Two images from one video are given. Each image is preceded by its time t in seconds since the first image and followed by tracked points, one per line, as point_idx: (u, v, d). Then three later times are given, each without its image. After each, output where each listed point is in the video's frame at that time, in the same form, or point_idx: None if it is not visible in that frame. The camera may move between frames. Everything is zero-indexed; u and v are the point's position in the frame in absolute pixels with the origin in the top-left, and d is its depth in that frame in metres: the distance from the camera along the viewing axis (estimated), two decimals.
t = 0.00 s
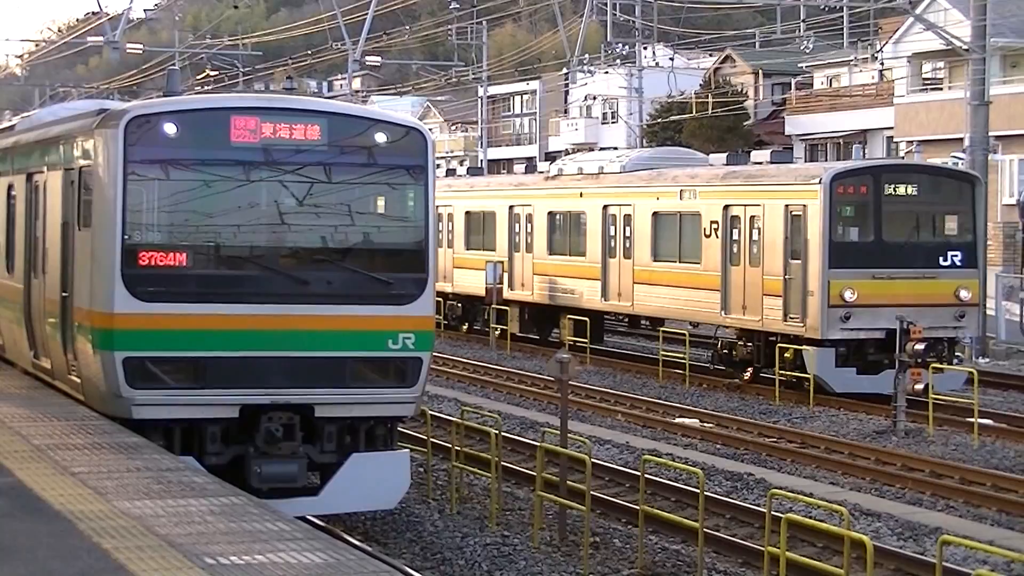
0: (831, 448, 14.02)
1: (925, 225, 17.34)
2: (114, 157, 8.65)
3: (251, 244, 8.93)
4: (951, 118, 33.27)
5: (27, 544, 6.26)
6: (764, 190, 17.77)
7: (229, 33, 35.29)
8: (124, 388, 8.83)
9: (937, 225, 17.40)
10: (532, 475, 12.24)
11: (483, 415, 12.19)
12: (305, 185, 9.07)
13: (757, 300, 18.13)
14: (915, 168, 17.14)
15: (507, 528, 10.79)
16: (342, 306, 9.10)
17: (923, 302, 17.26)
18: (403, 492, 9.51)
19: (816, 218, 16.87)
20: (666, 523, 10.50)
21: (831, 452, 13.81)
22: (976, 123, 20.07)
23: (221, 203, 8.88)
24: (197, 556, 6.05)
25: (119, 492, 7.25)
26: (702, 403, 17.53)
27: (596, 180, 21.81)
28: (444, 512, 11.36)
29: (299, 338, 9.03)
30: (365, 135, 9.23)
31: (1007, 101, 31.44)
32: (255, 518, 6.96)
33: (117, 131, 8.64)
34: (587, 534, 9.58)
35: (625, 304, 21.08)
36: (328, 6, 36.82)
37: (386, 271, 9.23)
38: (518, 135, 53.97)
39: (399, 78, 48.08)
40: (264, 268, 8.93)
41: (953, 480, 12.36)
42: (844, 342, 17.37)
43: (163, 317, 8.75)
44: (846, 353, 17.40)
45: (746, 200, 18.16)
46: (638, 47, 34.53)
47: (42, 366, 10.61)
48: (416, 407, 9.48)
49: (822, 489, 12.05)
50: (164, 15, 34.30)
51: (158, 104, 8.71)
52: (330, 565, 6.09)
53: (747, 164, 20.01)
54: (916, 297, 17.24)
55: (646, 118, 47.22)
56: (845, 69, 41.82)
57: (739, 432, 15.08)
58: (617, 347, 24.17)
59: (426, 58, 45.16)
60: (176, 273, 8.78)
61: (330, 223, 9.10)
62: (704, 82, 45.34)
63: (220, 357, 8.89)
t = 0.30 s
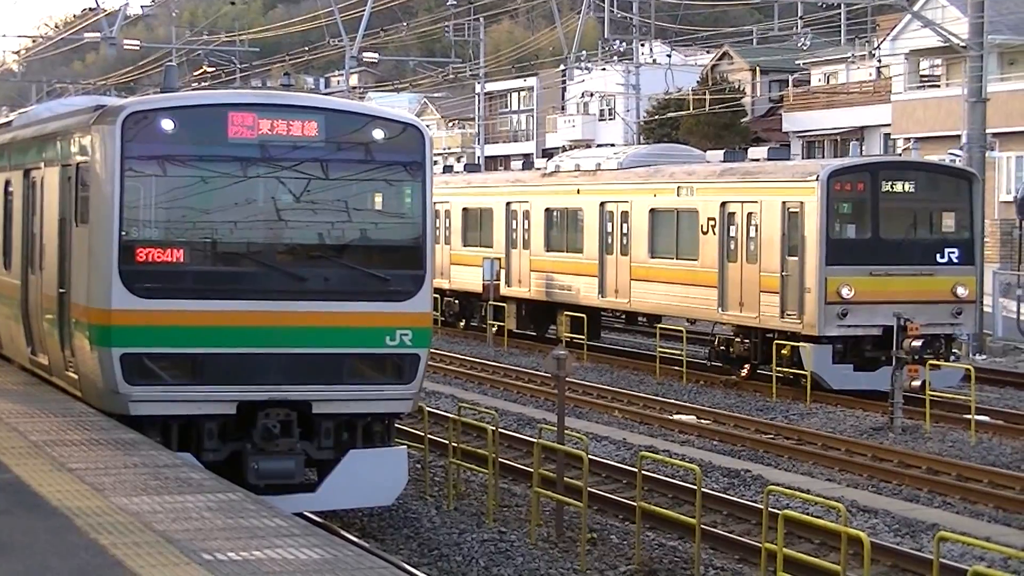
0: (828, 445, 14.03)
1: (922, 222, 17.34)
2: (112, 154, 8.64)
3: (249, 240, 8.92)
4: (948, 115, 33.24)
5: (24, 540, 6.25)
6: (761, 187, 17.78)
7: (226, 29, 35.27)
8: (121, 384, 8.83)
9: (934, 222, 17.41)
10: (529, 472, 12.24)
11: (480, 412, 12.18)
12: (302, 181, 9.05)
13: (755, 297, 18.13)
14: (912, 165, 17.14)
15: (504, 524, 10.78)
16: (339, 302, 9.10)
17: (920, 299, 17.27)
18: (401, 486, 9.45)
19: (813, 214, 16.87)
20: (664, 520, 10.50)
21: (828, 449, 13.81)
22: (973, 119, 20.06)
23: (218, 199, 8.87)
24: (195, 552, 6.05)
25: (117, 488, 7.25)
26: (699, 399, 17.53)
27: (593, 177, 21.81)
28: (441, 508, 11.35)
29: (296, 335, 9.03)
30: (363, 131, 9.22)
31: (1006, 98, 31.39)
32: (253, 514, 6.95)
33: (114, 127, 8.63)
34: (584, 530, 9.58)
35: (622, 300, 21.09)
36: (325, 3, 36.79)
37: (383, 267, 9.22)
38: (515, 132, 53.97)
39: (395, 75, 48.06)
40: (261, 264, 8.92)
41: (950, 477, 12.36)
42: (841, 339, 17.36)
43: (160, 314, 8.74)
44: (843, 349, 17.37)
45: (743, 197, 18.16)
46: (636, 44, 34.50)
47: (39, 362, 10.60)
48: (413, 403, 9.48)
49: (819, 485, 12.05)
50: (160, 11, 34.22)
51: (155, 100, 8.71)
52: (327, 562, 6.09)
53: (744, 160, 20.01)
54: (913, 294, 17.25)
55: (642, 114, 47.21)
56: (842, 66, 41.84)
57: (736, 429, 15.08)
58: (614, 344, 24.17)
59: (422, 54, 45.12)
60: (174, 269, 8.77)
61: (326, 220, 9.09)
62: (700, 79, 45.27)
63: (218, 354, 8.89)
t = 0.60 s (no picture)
0: (831, 442, 14.02)
1: (925, 219, 17.33)
2: (115, 151, 8.64)
3: (252, 238, 8.92)
4: (950, 111, 33.23)
5: (26, 537, 6.25)
6: (764, 184, 17.76)
7: (228, 26, 35.29)
8: (124, 382, 8.83)
9: (936, 219, 17.39)
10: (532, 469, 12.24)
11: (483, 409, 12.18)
12: (306, 178, 9.05)
13: (757, 294, 18.12)
14: (914, 162, 17.12)
15: (506, 522, 10.79)
16: (343, 299, 9.10)
17: (922, 296, 17.24)
18: (404, 484, 9.45)
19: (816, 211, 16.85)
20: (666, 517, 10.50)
21: (831, 447, 13.80)
22: (975, 117, 20.04)
23: (221, 196, 8.87)
24: (197, 549, 6.04)
25: (119, 485, 7.25)
26: (701, 397, 17.52)
27: (596, 173, 21.80)
28: (443, 506, 11.35)
29: (298, 332, 9.03)
30: (366, 129, 9.22)
31: (1008, 94, 31.36)
32: (255, 511, 6.94)
33: (118, 124, 8.63)
34: (586, 528, 9.58)
35: (625, 298, 21.08)
36: None
37: (386, 264, 9.22)
38: (518, 129, 53.97)
39: (398, 71, 48.06)
40: (264, 261, 8.93)
41: (953, 475, 12.35)
42: (844, 336, 17.34)
43: (164, 311, 8.75)
44: (845, 347, 17.35)
45: (746, 194, 18.15)
46: (638, 41, 34.47)
47: (43, 360, 10.60)
48: (417, 401, 9.48)
49: (821, 483, 12.05)
50: (163, 8, 34.22)
51: (159, 97, 8.71)
52: (330, 559, 6.08)
53: (746, 158, 20.00)
54: (915, 291, 17.23)
55: (645, 111, 47.18)
56: (844, 63, 41.82)
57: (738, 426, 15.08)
58: (617, 341, 24.17)
59: (425, 51, 45.09)
60: (177, 266, 8.77)
61: (329, 217, 9.08)
62: (703, 76, 45.25)
63: (221, 351, 8.88)
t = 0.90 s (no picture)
0: (833, 445, 14.02)
1: (927, 222, 17.34)
2: (119, 153, 8.64)
3: (256, 240, 8.92)
4: (952, 114, 33.27)
5: (28, 539, 6.26)
6: (766, 187, 17.76)
7: (230, 29, 35.27)
8: (128, 385, 8.85)
9: (939, 222, 17.40)
10: (534, 472, 12.25)
11: (485, 412, 12.18)
12: (310, 181, 9.06)
13: (759, 297, 18.11)
14: (916, 164, 17.13)
15: (508, 524, 10.79)
16: (347, 302, 9.10)
17: (924, 299, 17.25)
18: (408, 489, 9.52)
19: (818, 213, 16.85)
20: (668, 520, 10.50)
21: (833, 449, 13.81)
22: (978, 119, 20.04)
23: (225, 199, 8.87)
24: (200, 552, 6.05)
25: (122, 488, 7.26)
26: (703, 399, 17.54)
27: (598, 176, 21.80)
28: (445, 508, 11.36)
29: (302, 335, 9.03)
30: (370, 131, 9.23)
31: (1010, 96, 31.36)
32: (258, 513, 6.96)
33: (122, 127, 8.64)
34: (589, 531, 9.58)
35: (627, 300, 21.09)
36: (331, 2, 36.73)
37: (390, 267, 9.23)
38: (520, 132, 53.96)
39: (400, 74, 48.05)
40: (267, 264, 8.93)
41: (955, 478, 12.35)
42: (846, 338, 17.31)
43: (167, 314, 8.75)
44: (848, 349, 17.33)
45: (748, 197, 18.16)
46: (640, 43, 34.45)
47: (46, 363, 10.61)
48: (422, 405, 9.48)
49: (823, 485, 12.05)
50: (165, 12, 34.24)
51: (163, 100, 8.72)
52: (332, 562, 6.09)
53: (749, 160, 20.01)
54: (917, 294, 17.24)
55: (647, 114, 47.16)
56: (846, 66, 41.81)
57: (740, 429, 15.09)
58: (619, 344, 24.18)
59: (427, 53, 45.08)
60: (180, 269, 8.77)
61: (333, 219, 9.09)
62: (706, 79, 45.30)
63: (224, 354, 8.90)
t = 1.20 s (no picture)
0: (834, 446, 14.02)
1: (928, 223, 17.35)
2: (123, 154, 8.65)
3: (260, 241, 8.92)
4: (953, 115, 33.25)
5: (29, 540, 6.27)
6: (767, 187, 17.76)
7: (231, 30, 35.26)
8: (132, 388, 8.85)
9: (939, 223, 17.41)
10: (535, 473, 12.25)
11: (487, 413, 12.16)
12: (315, 181, 9.06)
13: (760, 297, 18.11)
14: (917, 165, 17.13)
15: (509, 525, 10.79)
16: (353, 304, 9.11)
17: (925, 300, 17.26)
18: (415, 490, 9.49)
19: (819, 214, 16.84)
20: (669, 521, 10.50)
21: (834, 450, 13.80)
22: (979, 120, 20.02)
23: (229, 199, 8.87)
24: (201, 552, 6.05)
25: (123, 489, 7.26)
26: (704, 400, 17.53)
27: (599, 177, 21.81)
28: (446, 509, 11.36)
29: (308, 337, 9.04)
30: (375, 131, 9.23)
31: (1011, 97, 31.36)
32: (259, 514, 6.96)
33: (125, 127, 8.64)
34: (590, 531, 9.59)
35: (628, 301, 21.10)
36: (332, 3, 36.70)
37: (393, 268, 9.22)
38: (521, 133, 53.97)
39: (401, 75, 48.05)
40: (271, 265, 8.93)
41: (956, 478, 12.35)
42: (847, 338, 17.28)
43: (172, 316, 8.75)
44: (848, 350, 17.28)
45: (748, 198, 18.16)
46: (641, 44, 34.44)
47: (48, 364, 10.61)
48: (427, 407, 9.49)
49: (824, 486, 12.05)
50: (166, 12, 34.23)
51: (167, 100, 8.72)
52: (333, 562, 6.10)
53: (749, 161, 20.01)
54: (918, 294, 17.24)
55: (648, 114, 47.16)
56: (847, 67, 41.80)
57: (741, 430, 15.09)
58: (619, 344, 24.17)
59: (428, 54, 45.07)
60: (185, 270, 8.78)
61: (338, 220, 9.10)
62: (706, 80, 45.28)
63: (228, 356, 8.90)
